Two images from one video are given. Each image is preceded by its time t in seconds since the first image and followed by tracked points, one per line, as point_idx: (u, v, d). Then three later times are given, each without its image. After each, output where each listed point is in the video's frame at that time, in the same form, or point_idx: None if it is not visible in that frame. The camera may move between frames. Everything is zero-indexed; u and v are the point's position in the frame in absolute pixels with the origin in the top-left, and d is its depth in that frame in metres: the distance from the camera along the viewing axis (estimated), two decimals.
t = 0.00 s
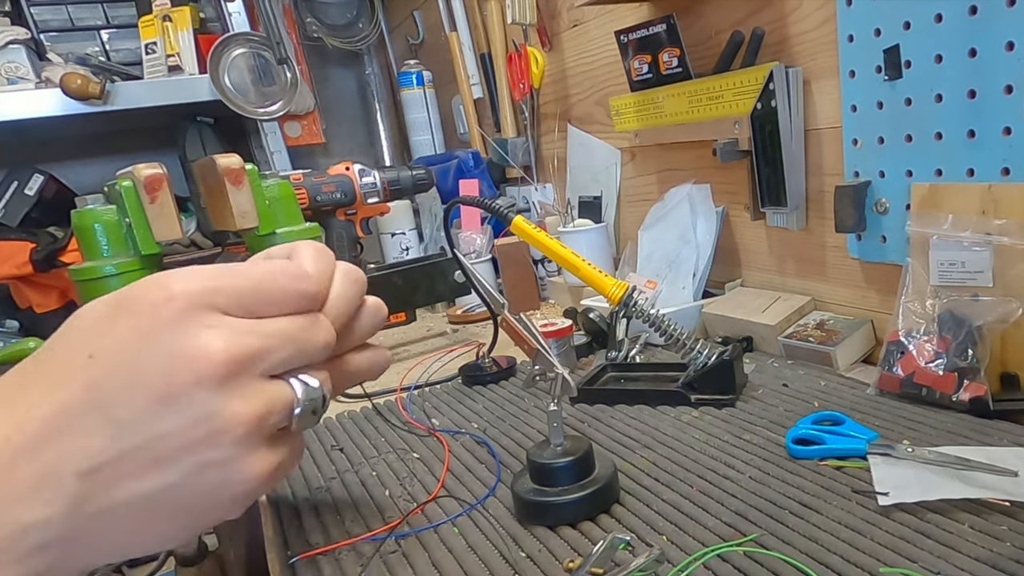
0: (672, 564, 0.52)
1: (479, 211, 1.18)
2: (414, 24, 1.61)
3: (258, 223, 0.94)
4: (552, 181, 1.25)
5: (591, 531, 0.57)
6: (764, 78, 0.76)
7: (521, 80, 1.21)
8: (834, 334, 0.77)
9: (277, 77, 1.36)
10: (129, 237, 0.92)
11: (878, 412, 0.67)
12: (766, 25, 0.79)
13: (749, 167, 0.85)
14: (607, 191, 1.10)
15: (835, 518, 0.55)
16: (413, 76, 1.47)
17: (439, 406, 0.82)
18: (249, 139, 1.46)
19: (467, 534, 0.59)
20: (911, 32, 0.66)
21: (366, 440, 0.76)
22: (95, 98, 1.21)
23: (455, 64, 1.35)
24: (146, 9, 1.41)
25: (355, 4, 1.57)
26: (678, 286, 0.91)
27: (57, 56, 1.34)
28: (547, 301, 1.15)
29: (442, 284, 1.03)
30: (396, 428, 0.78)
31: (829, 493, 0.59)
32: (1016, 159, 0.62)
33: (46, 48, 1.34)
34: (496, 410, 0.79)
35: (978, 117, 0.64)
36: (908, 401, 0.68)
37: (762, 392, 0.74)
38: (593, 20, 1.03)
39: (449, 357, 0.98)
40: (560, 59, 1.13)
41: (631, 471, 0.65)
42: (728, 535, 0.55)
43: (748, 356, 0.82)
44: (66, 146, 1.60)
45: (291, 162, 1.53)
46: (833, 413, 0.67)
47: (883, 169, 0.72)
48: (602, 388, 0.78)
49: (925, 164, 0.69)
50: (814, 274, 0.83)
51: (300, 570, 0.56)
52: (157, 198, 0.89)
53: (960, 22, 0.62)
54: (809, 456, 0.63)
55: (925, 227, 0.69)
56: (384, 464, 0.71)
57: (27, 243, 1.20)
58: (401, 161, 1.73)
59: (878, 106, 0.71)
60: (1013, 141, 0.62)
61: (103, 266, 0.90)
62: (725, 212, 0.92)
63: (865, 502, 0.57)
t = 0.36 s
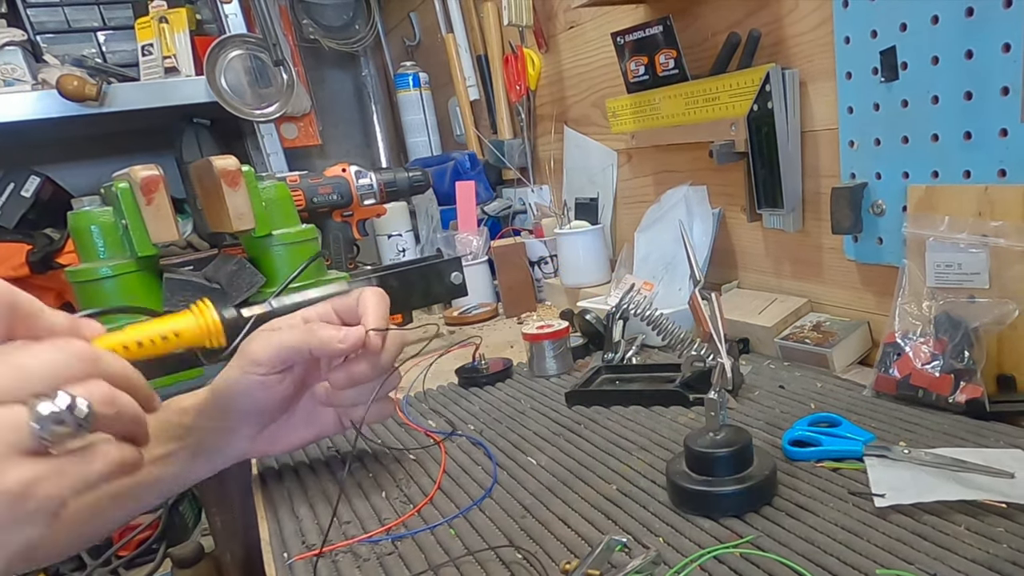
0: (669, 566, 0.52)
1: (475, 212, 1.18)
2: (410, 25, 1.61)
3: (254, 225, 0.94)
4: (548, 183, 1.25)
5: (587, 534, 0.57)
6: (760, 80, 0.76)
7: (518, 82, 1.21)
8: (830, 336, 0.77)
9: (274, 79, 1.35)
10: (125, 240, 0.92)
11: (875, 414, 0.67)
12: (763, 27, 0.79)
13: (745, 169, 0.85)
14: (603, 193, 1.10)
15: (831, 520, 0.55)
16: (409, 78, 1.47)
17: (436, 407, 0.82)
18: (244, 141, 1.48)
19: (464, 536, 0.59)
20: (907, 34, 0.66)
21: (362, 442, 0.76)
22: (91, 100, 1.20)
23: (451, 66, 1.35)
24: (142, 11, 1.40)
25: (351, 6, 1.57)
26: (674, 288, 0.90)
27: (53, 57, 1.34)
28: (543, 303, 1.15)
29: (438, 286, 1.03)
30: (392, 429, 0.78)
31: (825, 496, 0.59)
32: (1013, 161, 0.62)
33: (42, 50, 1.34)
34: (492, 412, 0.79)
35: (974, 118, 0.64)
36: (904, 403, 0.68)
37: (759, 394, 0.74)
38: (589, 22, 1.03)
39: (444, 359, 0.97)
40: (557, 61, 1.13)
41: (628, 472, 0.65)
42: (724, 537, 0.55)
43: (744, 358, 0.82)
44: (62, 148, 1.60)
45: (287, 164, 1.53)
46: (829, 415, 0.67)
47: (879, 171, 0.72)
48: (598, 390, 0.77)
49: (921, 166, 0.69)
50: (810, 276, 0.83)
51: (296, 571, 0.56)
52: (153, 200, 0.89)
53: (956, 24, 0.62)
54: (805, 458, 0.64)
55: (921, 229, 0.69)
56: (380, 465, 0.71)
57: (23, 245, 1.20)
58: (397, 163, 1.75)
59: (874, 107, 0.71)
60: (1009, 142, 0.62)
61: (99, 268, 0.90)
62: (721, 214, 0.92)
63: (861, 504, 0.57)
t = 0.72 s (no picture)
0: (663, 568, 0.52)
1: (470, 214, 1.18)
2: (405, 27, 1.61)
3: (249, 226, 0.94)
4: (543, 184, 1.25)
5: (582, 535, 0.57)
6: (755, 82, 0.76)
7: (512, 84, 1.21)
8: (824, 338, 0.77)
9: (268, 81, 1.35)
10: (120, 241, 0.92)
11: (869, 416, 0.68)
12: (758, 29, 0.79)
13: (739, 171, 0.85)
14: (597, 195, 1.10)
15: (826, 522, 0.55)
16: (404, 79, 1.47)
17: (431, 409, 0.82)
18: (240, 143, 1.47)
19: (458, 537, 0.59)
20: (901, 35, 0.66)
21: (356, 443, 0.76)
22: (86, 101, 1.21)
23: (446, 68, 1.35)
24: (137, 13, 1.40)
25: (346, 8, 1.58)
26: (669, 290, 0.90)
27: (47, 59, 1.34)
28: (537, 305, 1.14)
29: (433, 287, 1.04)
30: (386, 431, 0.78)
31: (820, 497, 0.59)
32: (1007, 162, 0.62)
33: (37, 52, 1.34)
34: (486, 413, 0.79)
35: (969, 120, 0.64)
36: (899, 405, 0.68)
37: (753, 395, 0.74)
38: (584, 24, 1.03)
39: (439, 361, 0.97)
40: (551, 62, 1.13)
41: (622, 474, 0.65)
42: (718, 539, 0.55)
43: (739, 360, 0.82)
44: (56, 150, 1.60)
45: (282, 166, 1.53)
46: (824, 417, 0.67)
47: (874, 173, 0.72)
48: (591, 391, 0.77)
49: (916, 168, 0.69)
50: (805, 277, 0.83)
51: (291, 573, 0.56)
52: (148, 202, 0.89)
53: (951, 26, 0.62)
54: (800, 460, 0.64)
55: (916, 231, 0.69)
56: (374, 467, 0.71)
57: (18, 247, 1.20)
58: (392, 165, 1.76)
59: (869, 109, 0.71)
60: (1003, 144, 0.62)
61: (94, 270, 0.89)
62: (716, 216, 0.92)
63: (855, 506, 0.57)
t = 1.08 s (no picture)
0: (657, 570, 0.52)
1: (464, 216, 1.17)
2: (398, 29, 1.61)
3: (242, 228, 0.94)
4: (536, 186, 1.25)
5: (576, 538, 0.57)
6: (748, 84, 0.76)
7: (506, 86, 1.21)
8: (818, 340, 0.77)
9: (262, 82, 1.37)
10: (114, 243, 0.92)
11: (862, 418, 0.67)
12: (751, 30, 0.79)
13: (733, 173, 0.85)
14: (590, 197, 1.10)
15: (819, 524, 0.55)
16: (397, 82, 1.47)
17: (424, 411, 0.82)
18: (233, 145, 1.49)
19: (452, 539, 0.59)
20: (895, 37, 0.66)
21: (350, 446, 0.75)
22: (79, 104, 1.20)
23: (439, 70, 1.36)
24: (131, 15, 1.40)
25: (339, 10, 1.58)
26: (662, 292, 0.90)
27: (41, 61, 1.34)
28: (531, 307, 1.15)
29: (427, 290, 1.05)
30: (380, 433, 0.78)
31: (814, 500, 0.59)
32: (1001, 164, 0.62)
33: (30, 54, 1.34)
34: (480, 415, 0.79)
35: (962, 122, 0.64)
36: (893, 407, 0.68)
37: (746, 397, 0.74)
38: (577, 26, 1.03)
39: (432, 363, 0.97)
40: (544, 65, 1.13)
41: (615, 477, 0.65)
42: (712, 541, 0.55)
43: (732, 362, 0.82)
44: (50, 152, 1.60)
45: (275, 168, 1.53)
46: (817, 419, 0.67)
47: (867, 175, 0.72)
48: (585, 393, 0.77)
49: (909, 170, 0.69)
50: (798, 279, 0.83)
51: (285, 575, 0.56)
52: (141, 204, 0.89)
53: (944, 28, 0.62)
54: (794, 462, 0.64)
55: (909, 233, 0.69)
56: (367, 469, 0.71)
57: (11, 249, 1.20)
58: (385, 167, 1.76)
59: (862, 111, 0.71)
60: (997, 146, 0.62)
61: (87, 272, 0.89)
62: (709, 218, 0.92)
63: (849, 508, 0.57)
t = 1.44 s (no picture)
0: (648, 572, 0.52)
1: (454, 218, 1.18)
2: (390, 31, 1.61)
3: (233, 230, 0.94)
4: (528, 188, 1.25)
5: (567, 540, 0.57)
6: (740, 86, 0.76)
7: (498, 88, 1.21)
8: (809, 342, 0.77)
9: (253, 84, 1.36)
10: (105, 245, 0.92)
11: (853, 420, 0.67)
12: (743, 32, 0.79)
13: (724, 175, 0.85)
14: (582, 199, 1.10)
15: (810, 526, 0.55)
16: (389, 83, 1.47)
17: (415, 413, 0.82)
18: (224, 146, 1.45)
19: (443, 541, 0.59)
20: (886, 39, 0.66)
21: (341, 448, 0.75)
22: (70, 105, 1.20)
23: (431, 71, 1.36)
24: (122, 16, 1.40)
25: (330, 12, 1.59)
26: (654, 294, 0.90)
27: (32, 63, 1.34)
28: (522, 309, 1.15)
29: (418, 292, 1.05)
30: (371, 435, 0.78)
31: (805, 501, 0.59)
32: (992, 166, 0.62)
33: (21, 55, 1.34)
34: (472, 417, 0.79)
35: (954, 124, 0.64)
36: (884, 409, 0.68)
37: (737, 399, 0.74)
38: (569, 28, 1.03)
39: (424, 365, 0.97)
40: (536, 67, 1.13)
41: (607, 479, 0.65)
42: (703, 543, 0.55)
43: (724, 364, 0.81)
44: (41, 153, 1.60)
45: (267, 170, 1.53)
46: (808, 421, 0.67)
47: (858, 177, 0.72)
48: (574, 395, 0.77)
49: (901, 172, 0.69)
50: (789, 281, 0.83)
51: None
52: (132, 206, 0.88)
53: (936, 30, 0.62)
54: (785, 464, 0.64)
55: (901, 235, 0.69)
56: (359, 471, 0.71)
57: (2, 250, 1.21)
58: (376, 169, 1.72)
59: (853, 113, 0.71)
60: (988, 148, 0.62)
61: (78, 273, 0.89)
62: (700, 219, 0.92)
63: (840, 510, 0.57)
